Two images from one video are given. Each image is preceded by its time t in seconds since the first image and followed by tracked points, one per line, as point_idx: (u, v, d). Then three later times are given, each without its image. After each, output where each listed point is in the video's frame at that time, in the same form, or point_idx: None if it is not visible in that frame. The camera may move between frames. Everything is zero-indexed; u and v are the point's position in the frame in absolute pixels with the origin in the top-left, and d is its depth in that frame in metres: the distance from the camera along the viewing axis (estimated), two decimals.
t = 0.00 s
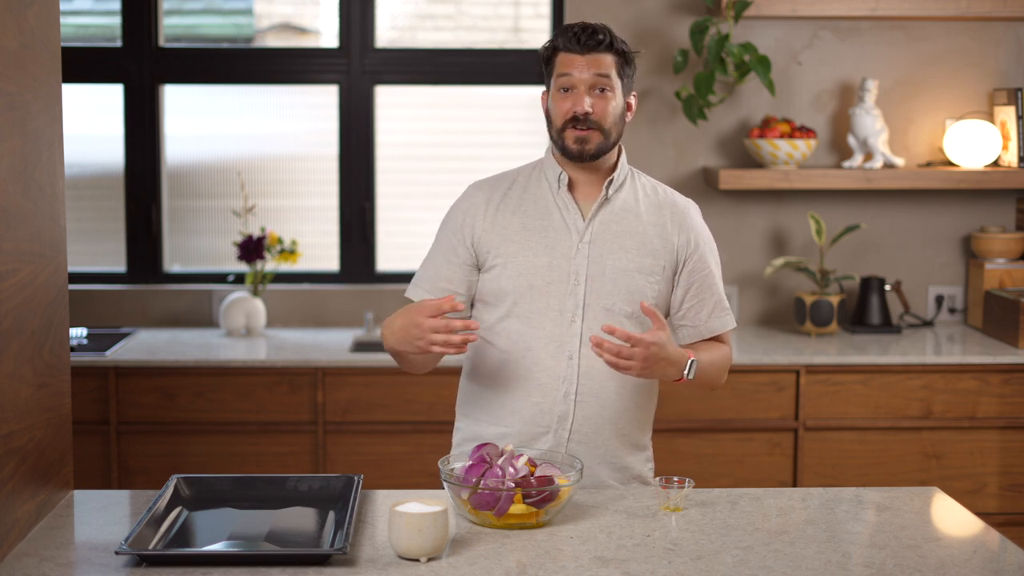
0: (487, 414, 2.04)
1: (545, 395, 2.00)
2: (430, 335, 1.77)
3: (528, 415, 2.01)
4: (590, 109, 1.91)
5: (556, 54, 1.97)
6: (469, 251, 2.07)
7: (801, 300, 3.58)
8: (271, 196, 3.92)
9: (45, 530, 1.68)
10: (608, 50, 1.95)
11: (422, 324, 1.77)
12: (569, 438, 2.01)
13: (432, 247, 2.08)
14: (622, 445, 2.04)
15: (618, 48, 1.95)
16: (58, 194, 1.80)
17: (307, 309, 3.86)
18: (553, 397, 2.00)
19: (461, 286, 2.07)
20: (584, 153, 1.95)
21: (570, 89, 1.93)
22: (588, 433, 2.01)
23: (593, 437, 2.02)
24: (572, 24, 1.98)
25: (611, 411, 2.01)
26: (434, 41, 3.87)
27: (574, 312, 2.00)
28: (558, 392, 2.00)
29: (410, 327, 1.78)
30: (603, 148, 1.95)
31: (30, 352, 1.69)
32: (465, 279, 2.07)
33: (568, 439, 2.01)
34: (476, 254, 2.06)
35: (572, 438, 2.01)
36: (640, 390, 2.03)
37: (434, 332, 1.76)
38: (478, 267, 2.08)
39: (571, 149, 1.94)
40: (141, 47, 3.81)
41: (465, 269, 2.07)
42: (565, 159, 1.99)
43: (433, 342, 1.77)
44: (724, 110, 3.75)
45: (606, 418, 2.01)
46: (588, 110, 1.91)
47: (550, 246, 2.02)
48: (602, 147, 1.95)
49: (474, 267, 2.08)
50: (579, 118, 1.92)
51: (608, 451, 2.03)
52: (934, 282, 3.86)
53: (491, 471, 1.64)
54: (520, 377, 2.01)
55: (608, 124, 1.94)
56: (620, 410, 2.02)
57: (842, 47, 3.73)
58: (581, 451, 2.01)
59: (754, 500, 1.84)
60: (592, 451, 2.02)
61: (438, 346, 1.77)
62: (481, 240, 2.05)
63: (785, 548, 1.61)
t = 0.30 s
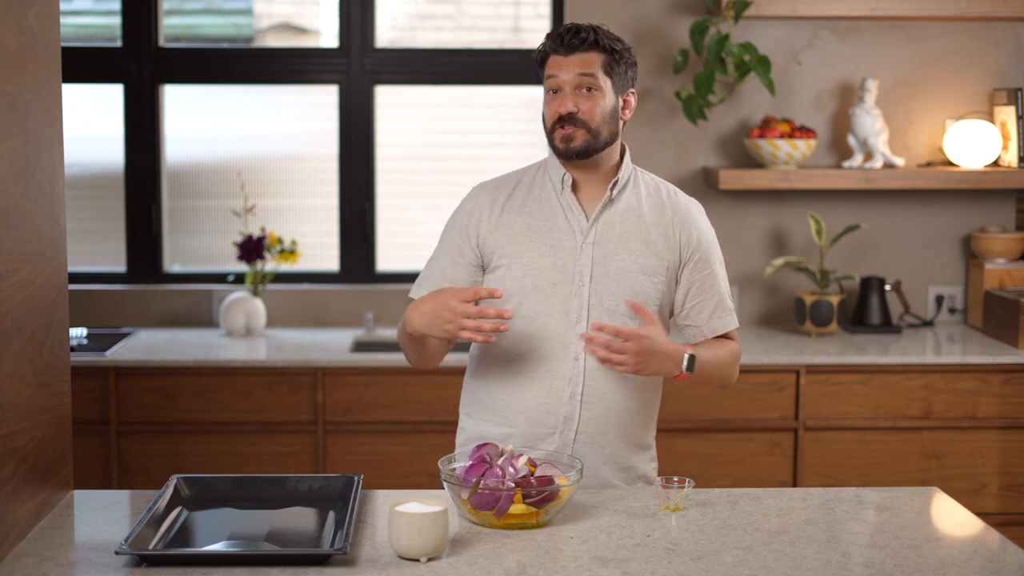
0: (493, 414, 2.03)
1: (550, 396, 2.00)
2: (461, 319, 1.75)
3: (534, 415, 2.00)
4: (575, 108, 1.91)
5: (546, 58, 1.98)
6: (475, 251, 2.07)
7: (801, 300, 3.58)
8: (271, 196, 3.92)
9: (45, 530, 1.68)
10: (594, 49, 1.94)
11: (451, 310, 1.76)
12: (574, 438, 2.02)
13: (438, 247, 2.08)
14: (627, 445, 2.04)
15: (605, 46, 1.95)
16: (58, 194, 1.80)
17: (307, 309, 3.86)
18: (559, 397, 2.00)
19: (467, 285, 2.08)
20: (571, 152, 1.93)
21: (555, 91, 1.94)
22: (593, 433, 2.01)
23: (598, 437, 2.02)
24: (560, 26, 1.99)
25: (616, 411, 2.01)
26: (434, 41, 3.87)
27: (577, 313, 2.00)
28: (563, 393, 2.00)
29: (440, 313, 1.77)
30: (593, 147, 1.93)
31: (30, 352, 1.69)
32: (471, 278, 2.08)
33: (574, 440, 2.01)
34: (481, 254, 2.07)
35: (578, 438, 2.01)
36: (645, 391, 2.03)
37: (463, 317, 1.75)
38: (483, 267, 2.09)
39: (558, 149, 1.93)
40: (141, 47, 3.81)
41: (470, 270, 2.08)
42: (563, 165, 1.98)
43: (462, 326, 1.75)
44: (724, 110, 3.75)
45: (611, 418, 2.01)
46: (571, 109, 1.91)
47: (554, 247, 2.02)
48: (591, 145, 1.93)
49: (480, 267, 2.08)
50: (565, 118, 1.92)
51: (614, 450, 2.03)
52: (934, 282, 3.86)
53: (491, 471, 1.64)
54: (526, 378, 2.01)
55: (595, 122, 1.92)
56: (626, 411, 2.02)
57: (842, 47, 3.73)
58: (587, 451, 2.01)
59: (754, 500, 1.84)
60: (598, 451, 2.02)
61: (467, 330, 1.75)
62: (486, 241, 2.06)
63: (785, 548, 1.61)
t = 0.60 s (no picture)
0: (488, 413, 2.05)
1: (544, 397, 2.00)
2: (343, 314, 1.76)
3: (526, 415, 2.01)
4: (576, 116, 1.92)
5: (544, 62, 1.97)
6: (471, 251, 2.07)
7: (801, 300, 3.58)
8: (271, 196, 3.92)
9: (44, 530, 1.68)
10: (593, 53, 1.94)
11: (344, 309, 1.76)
12: (568, 440, 2.02)
13: (435, 246, 2.10)
14: (623, 447, 2.04)
15: (604, 50, 1.94)
16: (58, 194, 1.80)
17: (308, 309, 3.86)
18: (552, 398, 2.00)
19: (460, 285, 2.08)
20: (574, 161, 1.94)
21: (556, 97, 1.94)
22: (587, 435, 2.01)
23: (592, 438, 2.02)
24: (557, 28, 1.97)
25: (610, 414, 2.01)
26: (434, 41, 3.87)
27: (576, 315, 1.99)
28: (557, 394, 2.00)
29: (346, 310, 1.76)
30: (595, 153, 1.95)
31: (30, 352, 1.69)
32: (465, 278, 2.08)
33: (567, 441, 2.02)
34: (478, 254, 2.07)
35: (572, 440, 2.02)
36: (641, 394, 2.03)
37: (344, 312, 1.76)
38: (480, 267, 2.08)
39: (561, 157, 1.95)
40: (141, 47, 3.81)
41: (464, 269, 2.08)
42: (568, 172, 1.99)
43: (341, 317, 1.75)
44: (724, 110, 3.75)
45: (605, 420, 2.01)
46: (573, 117, 1.92)
47: (553, 248, 2.02)
48: (593, 153, 1.94)
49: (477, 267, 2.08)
50: (567, 126, 1.93)
51: (608, 452, 2.03)
52: (934, 281, 3.86)
53: (491, 471, 1.64)
54: (521, 378, 2.01)
55: (598, 128, 1.93)
56: (621, 414, 2.02)
57: (842, 47, 3.73)
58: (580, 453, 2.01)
59: (754, 500, 1.84)
60: (591, 452, 2.02)
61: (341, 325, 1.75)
62: (483, 240, 2.06)
63: (785, 549, 1.61)
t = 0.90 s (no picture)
0: (485, 415, 2.05)
1: (541, 398, 2.00)
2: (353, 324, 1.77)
3: (524, 416, 2.01)
4: (571, 119, 1.92)
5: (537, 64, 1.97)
6: (467, 254, 2.08)
7: (801, 300, 3.58)
8: (271, 196, 3.92)
9: (45, 530, 1.68)
10: (587, 55, 1.93)
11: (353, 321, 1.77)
12: (566, 441, 2.02)
13: (432, 249, 2.10)
14: (621, 447, 2.04)
15: (598, 52, 1.94)
16: (58, 194, 1.80)
17: (308, 309, 3.86)
18: (549, 400, 2.00)
19: (457, 288, 2.09)
20: (569, 163, 1.95)
21: (550, 100, 1.94)
22: (584, 436, 2.02)
23: (589, 439, 2.02)
24: (550, 30, 1.96)
25: (608, 414, 2.01)
26: (434, 41, 3.87)
27: (571, 316, 1.99)
28: (554, 396, 2.00)
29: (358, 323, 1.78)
30: (590, 155, 1.95)
31: (30, 352, 1.69)
32: (462, 280, 2.09)
33: (565, 442, 2.02)
34: (474, 257, 2.07)
35: (570, 441, 2.02)
36: (639, 394, 2.03)
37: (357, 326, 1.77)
38: (477, 269, 2.09)
39: (556, 160, 1.95)
40: (141, 47, 3.81)
41: (461, 272, 2.08)
42: (564, 174, 1.99)
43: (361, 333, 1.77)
44: (724, 110, 3.75)
45: (603, 421, 2.01)
46: (567, 120, 1.92)
47: (548, 249, 2.02)
48: (588, 155, 1.95)
49: (474, 269, 2.08)
50: (561, 129, 1.93)
51: (607, 453, 2.03)
52: (934, 281, 3.86)
53: (491, 471, 1.64)
54: (518, 379, 2.01)
55: (592, 131, 1.93)
56: (618, 414, 2.02)
57: (842, 47, 3.73)
58: (577, 453, 2.01)
59: (754, 500, 1.84)
60: (588, 453, 2.02)
61: (346, 331, 1.75)
62: (479, 243, 2.06)
63: (785, 548, 1.61)
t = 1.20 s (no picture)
0: (479, 415, 2.05)
1: (534, 399, 2.00)
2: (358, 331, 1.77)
3: (518, 417, 2.01)
4: (573, 117, 1.92)
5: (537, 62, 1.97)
6: (461, 254, 2.07)
7: (801, 300, 3.58)
8: (271, 196, 3.92)
9: (44, 530, 1.68)
10: (588, 54, 1.93)
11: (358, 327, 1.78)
12: (560, 441, 2.02)
13: (427, 250, 2.10)
14: (615, 447, 2.04)
15: (599, 50, 1.94)
16: (58, 194, 1.80)
17: (308, 310, 3.86)
18: (543, 400, 2.00)
19: (452, 288, 2.09)
20: (570, 161, 1.94)
21: (550, 98, 1.94)
22: (578, 436, 2.01)
23: (584, 439, 2.02)
24: (551, 29, 1.96)
25: (602, 415, 2.01)
26: (434, 41, 3.87)
27: (565, 316, 1.99)
28: (548, 396, 2.00)
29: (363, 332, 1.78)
30: (590, 153, 1.95)
31: (30, 352, 1.69)
32: (456, 281, 2.08)
33: (559, 442, 2.02)
34: (468, 257, 2.07)
35: (564, 440, 2.02)
36: (633, 394, 2.02)
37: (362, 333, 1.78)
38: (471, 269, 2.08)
39: (557, 159, 1.94)
40: (141, 48, 3.81)
41: (455, 272, 2.08)
42: (561, 171, 1.99)
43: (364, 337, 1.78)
44: (724, 110, 3.75)
45: (597, 421, 2.01)
46: (569, 119, 1.92)
47: (542, 249, 2.02)
48: (589, 153, 1.94)
49: (469, 269, 2.08)
50: (563, 127, 1.92)
51: (601, 453, 2.03)
52: (934, 281, 3.86)
53: (491, 471, 1.64)
54: (512, 379, 2.01)
55: (594, 129, 1.93)
56: (612, 414, 2.02)
57: (842, 47, 3.73)
58: (572, 453, 2.01)
59: (754, 500, 1.84)
60: (583, 454, 2.02)
61: (348, 337, 1.76)
62: (473, 243, 2.06)
63: (785, 548, 1.61)
